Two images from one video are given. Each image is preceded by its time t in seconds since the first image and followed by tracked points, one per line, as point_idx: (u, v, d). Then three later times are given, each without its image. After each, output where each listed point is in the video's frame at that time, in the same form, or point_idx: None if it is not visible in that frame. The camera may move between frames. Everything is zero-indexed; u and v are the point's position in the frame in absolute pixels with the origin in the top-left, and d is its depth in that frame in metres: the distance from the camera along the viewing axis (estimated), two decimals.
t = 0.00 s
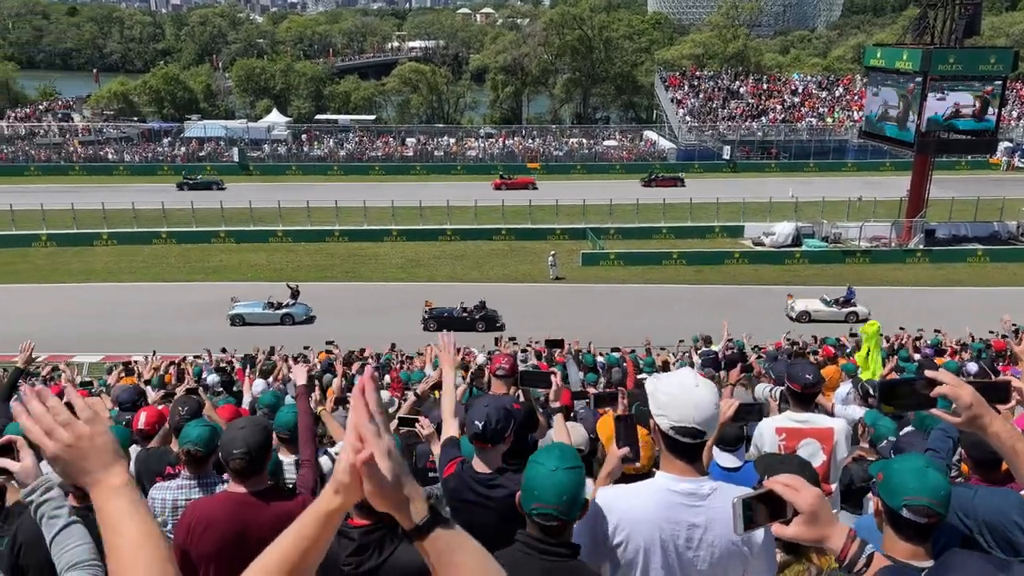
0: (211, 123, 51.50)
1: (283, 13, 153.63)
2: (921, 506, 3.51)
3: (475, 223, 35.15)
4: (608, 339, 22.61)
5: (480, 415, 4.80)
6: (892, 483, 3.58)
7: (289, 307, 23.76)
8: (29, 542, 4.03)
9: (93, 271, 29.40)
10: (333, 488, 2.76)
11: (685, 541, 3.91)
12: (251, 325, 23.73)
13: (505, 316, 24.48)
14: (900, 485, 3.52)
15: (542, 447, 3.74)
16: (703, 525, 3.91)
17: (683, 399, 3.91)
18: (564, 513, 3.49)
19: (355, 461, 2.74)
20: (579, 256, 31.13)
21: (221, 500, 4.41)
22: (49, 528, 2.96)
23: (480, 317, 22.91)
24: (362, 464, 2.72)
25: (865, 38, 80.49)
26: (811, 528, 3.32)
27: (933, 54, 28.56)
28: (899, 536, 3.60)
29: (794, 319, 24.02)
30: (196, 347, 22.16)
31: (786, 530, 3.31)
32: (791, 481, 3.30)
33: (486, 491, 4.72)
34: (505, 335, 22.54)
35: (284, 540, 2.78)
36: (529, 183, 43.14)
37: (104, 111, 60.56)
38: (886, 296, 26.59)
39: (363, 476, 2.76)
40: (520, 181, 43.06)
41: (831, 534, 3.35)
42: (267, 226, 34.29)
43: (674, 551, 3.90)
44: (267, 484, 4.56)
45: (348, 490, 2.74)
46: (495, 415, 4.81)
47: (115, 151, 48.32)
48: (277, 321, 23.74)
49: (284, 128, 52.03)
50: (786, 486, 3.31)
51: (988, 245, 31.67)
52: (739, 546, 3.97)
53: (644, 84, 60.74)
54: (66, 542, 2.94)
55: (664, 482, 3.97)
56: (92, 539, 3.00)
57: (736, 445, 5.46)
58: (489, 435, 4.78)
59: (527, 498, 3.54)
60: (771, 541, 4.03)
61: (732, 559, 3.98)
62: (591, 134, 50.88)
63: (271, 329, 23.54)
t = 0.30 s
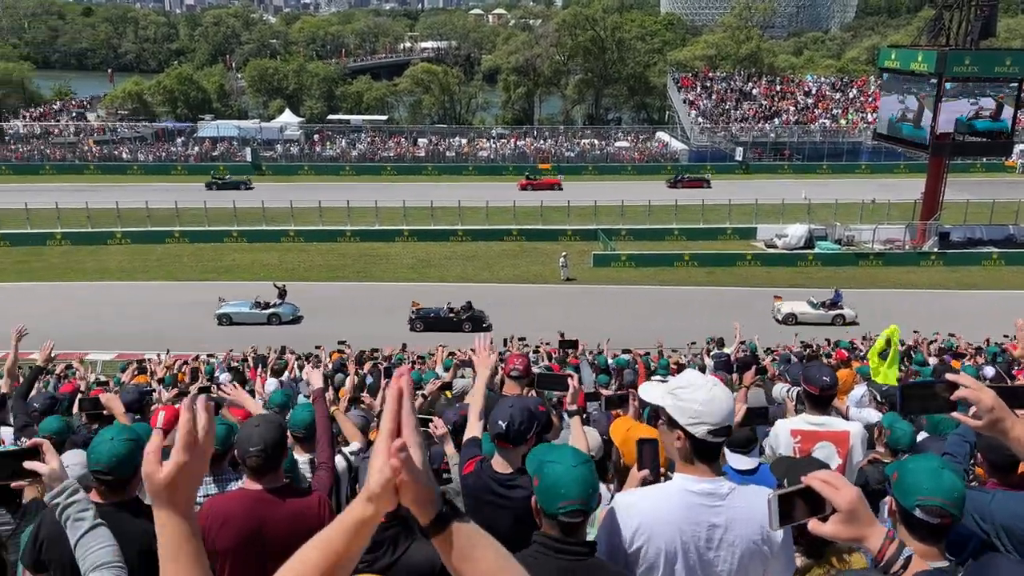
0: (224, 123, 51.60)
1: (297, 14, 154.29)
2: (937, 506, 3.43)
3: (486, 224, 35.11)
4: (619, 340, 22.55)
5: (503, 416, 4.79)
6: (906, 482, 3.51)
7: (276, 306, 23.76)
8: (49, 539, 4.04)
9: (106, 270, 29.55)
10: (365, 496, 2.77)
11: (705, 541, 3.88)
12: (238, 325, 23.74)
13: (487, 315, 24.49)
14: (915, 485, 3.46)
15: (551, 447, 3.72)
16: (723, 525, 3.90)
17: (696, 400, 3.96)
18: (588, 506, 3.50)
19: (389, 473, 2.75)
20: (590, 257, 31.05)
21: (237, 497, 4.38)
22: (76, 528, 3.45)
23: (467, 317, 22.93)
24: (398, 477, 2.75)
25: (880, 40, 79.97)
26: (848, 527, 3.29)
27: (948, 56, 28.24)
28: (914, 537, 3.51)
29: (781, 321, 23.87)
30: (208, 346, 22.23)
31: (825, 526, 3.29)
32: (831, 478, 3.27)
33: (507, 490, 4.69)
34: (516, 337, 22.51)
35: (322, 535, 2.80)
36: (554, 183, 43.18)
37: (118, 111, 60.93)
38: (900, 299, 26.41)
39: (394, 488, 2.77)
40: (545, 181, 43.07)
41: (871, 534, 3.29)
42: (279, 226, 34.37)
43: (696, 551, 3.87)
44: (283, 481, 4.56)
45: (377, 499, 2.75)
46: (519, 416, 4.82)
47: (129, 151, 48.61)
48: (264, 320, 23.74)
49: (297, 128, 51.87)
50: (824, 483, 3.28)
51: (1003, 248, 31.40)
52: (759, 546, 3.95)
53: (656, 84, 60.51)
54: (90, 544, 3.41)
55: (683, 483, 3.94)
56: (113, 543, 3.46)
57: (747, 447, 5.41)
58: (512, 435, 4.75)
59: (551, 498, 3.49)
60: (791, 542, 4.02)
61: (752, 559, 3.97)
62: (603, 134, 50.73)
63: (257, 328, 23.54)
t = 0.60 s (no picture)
0: (233, 124, 51.66)
1: (307, 14, 154.66)
2: (948, 509, 3.52)
3: (494, 225, 35.11)
4: (628, 342, 22.51)
5: (523, 416, 4.81)
6: (920, 483, 3.61)
7: (261, 307, 23.83)
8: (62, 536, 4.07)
9: (115, 270, 29.70)
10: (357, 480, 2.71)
11: (717, 543, 3.83)
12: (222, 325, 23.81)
13: (469, 314, 24.56)
14: (928, 486, 3.55)
15: (553, 447, 3.70)
16: (733, 526, 3.85)
17: (706, 400, 3.91)
18: (591, 504, 3.48)
19: (373, 448, 2.70)
20: (598, 259, 31.01)
21: (247, 494, 4.38)
22: None
23: (450, 318, 23.00)
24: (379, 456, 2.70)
25: (890, 42, 79.69)
26: (880, 525, 3.28)
27: (959, 58, 28.04)
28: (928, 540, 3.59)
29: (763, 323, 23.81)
30: (217, 345, 22.31)
31: (857, 525, 3.28)
32: (864, 475, 3.28)
33: (524, 490, 4.64)
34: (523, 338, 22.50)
35: (320, 524, 2.74)
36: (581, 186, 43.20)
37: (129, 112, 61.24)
38: (908, 303, 26.27)
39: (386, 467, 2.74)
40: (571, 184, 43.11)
41: (903, 534, 3.29)
42: (288, 227, 34.46)
43: (707, 554, 3.82)
44: (293, 480, 4.53)
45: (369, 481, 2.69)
46: (538, 417, 4.83)
47: (139, 151, 48.84)
48: (248, 321, 23.83)
49: (305, 130, 51.49)
50: (858, 480, 3.29)
51: (1014, 252, 31.23)
52: (771, 547, 3.88)
53: (665, 86, 60.42)
54: None
55: (693, 484, 3.91)
56: None
57: (757, 450, 5.32)
58: (531, 436, 4.77)
59: (554, 497, 3.47)
60: (803, 543, 3.94)
61: (766, 562, 3.89)
62: (611, 135, 50.68)
63: (242, 329, 23.63)
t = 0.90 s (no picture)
0: (238, 125, 51.18)
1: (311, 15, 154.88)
2: (949, 511, 3.60)
3: (498, 227, 35.15)
4: (632, 343, 22.54)
5: (529, 420, 4.86)
6: (923, 485, 3.68)
7: (240, 308, 23.85)
8: (66, 536, 4.13)
9: (120, 271, 29.79)
10: (377, 504, 2.88)
11: (710, 545, 3.86)
12: (200, 326, 23.86)
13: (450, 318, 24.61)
14: (930, 488, 3.63)
15: (553, 450, 3.78)
16: (728, 529, 3.87)
17: (704, 405, 3.94)
18: (590, 508, 3.53)
19: (404, 479, 2.85)
20: (602, 260, 31.04)
21: (251, 495, 4.44)
22: None
23: (431, 321, 23.03)
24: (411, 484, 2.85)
25: (895, 45, 79.61)
26: (888, 530, 3.27)
27: (964, 61, 28.03)
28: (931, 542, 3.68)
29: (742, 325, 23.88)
30: (222, 346, 22.37)
31: (865, 529, 3.28)
32: (874, 480, 3.29)
33: (528, 495, 4.69)
34: (527, 340, 22.54)
35: (335, 545, 2.94)
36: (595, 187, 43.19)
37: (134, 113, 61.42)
38: (913, 306, 26.24)
39: (411, 492, 2.88)
40: (586, 185, 43.05)
41: (911, 539, 3.28)
42: (292, 228, 34.54)
43: (702, 555, 3.84)
44: (295, 481, 4.58)
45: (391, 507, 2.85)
46: (544, 421, 4.89)
47: (144, 153, 48.96)
48: (227, 322, 23.87)
49: (310, 131, 51.03)
50: (868, 485, 3.30)
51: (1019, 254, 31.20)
52: (767, 551, 3.88)
53: (669, 88, 60.45)
54: None
55: (689, 486, 3.95)
56: None
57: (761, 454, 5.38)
58: (536, 439, 4.82)
59: (553, 501, 3.53)
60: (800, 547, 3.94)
61: (762, 566, 3.90)
62: (616, 137, 50.65)
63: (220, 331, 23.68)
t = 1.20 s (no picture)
0: (238, 129, 52.05)
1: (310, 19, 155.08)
2: (948, 513, 3.62)
3: (498, 230, 35.14)
4: (631, 346, 22.53)
5: (527, 421, 4.87)
6: (920, 487, 3.69)
7: (214, 312, 23.85)
8: (62, 538, 4.13)
9: (119, 274, 29.74)
10: None
11: (694, 545, 3.85)
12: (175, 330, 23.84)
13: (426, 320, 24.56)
14: (929, 490, 3.64)
15: (548, 452, 3.81)
16: (713, 530, 3.85)
17: (698, 406, 3.96)
18: (584, 511, 3.55)
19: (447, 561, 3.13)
20: (602, 263, 31.02)
21: (248, 498, 4.43)
22: None
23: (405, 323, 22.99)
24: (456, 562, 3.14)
25: (894, 48, 79.69)
26: (888, 528, 3.26)
27: (962, 63, 28.10)
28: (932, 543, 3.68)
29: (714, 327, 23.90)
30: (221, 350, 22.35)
31: (864, 527, 3.28)
32: (872, 478, 3.29)
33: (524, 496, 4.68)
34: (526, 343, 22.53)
35: None
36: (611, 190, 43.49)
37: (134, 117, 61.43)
38: (912, 308, 26.24)
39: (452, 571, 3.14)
40: (601, 188, 43.31)
41: (910, 538, 3.27)
42: (291, 231, 34.51)
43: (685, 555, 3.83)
44: (292, 484, 4.58)
45: None
46: (542, 422, 4.89)
47: (143, 156, 48.97)
48: (201, 326, 23.86)
49: (309, 134, 51.23)
50: (867, 483, 3.30)
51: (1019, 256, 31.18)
52: (754, 557, 3.84)
53: (668, 91, 60.53)
54: None
55: (679, 485, 3.96)
56: None
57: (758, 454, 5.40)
58: (534, 439, 4.83)
59: (546, 505, 3.56)
60: (791, 552, 3.89)
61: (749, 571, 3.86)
62: (615, 139, 50.62)
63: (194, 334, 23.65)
